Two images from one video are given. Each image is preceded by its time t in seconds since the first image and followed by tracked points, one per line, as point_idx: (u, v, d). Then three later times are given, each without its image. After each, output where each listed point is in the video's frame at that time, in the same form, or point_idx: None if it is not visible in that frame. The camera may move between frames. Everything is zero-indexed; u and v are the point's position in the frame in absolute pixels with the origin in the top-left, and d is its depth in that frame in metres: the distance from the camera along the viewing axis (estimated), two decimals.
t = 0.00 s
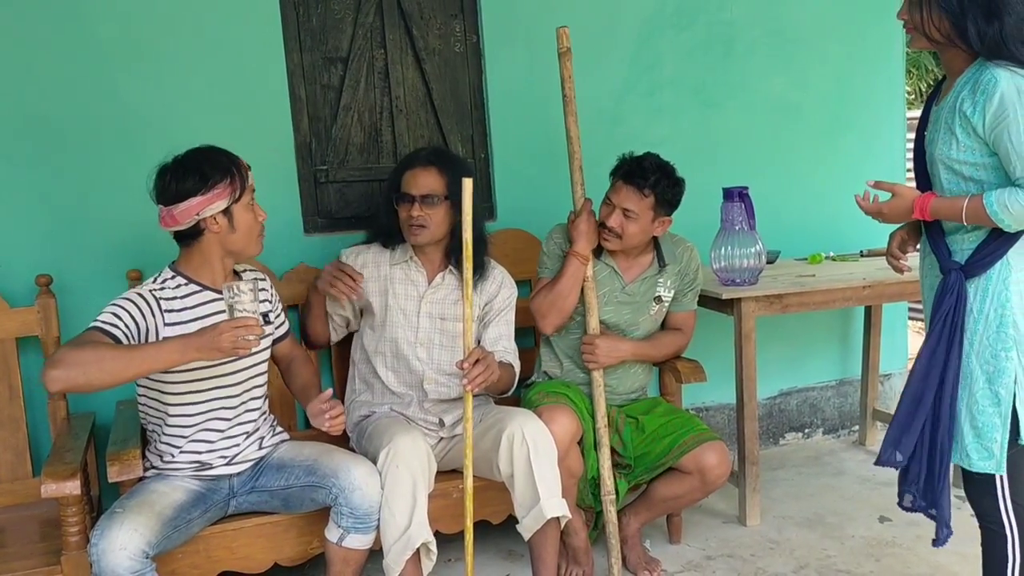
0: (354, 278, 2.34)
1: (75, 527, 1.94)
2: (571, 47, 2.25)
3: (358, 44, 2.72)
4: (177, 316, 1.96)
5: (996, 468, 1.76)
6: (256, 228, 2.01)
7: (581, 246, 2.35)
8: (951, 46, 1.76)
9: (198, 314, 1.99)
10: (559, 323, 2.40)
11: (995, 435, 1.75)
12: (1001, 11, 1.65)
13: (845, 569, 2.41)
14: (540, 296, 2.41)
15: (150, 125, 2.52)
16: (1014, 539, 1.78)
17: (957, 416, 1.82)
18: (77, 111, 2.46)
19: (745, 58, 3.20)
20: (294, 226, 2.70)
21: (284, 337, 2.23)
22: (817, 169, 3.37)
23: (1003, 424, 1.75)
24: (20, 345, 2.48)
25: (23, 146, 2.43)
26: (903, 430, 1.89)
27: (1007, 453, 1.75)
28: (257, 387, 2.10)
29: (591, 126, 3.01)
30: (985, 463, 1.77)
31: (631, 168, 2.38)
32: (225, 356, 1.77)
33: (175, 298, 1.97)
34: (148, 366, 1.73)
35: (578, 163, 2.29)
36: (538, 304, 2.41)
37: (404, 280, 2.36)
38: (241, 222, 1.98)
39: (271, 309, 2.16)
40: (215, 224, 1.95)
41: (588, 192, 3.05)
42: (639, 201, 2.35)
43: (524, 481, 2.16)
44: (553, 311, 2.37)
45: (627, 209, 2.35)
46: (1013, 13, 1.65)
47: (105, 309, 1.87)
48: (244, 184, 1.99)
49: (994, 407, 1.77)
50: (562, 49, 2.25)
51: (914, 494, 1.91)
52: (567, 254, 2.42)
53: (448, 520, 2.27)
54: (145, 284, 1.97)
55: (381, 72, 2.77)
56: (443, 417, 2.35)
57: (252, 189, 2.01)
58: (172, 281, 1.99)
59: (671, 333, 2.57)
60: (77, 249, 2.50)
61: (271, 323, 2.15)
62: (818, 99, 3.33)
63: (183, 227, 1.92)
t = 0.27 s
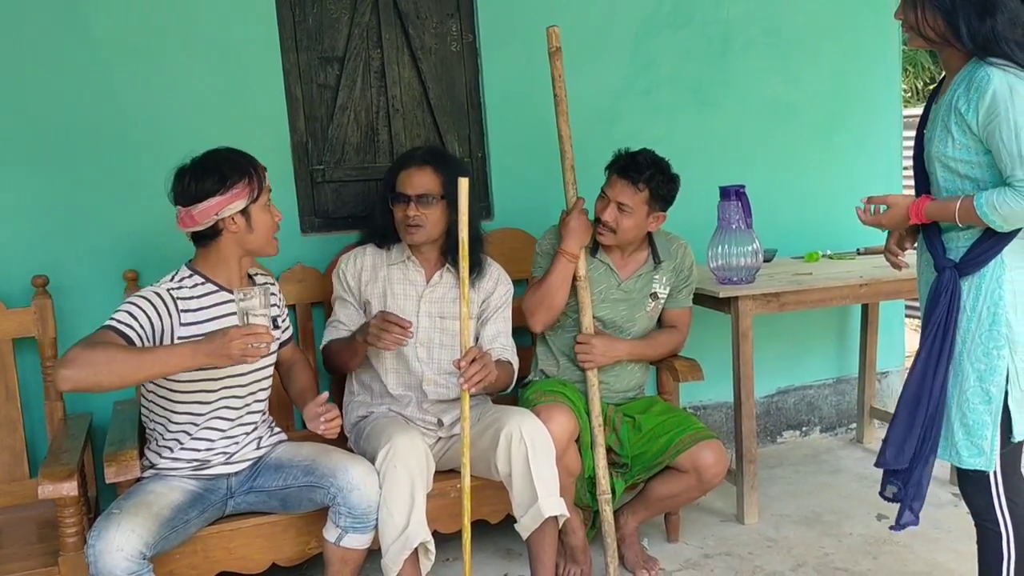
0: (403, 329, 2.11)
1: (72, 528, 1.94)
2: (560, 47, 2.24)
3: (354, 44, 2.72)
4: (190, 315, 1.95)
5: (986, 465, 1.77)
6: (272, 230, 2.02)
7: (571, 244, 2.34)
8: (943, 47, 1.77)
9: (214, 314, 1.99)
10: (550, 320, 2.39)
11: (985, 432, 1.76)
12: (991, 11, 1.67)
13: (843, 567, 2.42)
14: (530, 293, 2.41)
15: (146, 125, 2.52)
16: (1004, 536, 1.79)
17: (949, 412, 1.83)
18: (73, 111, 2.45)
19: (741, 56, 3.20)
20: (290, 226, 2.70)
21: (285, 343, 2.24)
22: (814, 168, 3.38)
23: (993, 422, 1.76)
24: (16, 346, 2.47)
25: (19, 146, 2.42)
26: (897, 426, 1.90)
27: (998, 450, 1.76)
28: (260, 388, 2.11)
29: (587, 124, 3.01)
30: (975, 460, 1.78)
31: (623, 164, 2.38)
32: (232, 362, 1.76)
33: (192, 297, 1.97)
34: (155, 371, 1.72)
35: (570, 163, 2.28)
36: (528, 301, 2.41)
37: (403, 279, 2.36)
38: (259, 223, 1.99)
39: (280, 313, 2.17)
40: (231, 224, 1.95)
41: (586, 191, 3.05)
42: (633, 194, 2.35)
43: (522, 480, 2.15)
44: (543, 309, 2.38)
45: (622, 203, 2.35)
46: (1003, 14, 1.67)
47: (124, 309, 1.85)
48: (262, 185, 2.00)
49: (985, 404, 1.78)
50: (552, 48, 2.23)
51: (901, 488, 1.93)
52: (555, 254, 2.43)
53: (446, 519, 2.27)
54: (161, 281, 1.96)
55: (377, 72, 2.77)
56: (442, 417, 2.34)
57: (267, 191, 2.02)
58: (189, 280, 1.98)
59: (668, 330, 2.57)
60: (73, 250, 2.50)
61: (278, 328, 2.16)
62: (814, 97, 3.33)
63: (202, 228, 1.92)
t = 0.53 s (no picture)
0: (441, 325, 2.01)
1: (72, 529, 1.94)
2: (564, 50, 2.22)
3: (352, 44, 2.72)
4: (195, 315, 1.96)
5: (983, 463, 1.77)
6: (278, 233, 2.02)
7: (567, 242, 2.31)
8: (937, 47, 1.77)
9: (220, 315, 1.99)
10: (541, 317, 2.40)
11: (981, 430, 1.76)
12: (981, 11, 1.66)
13: (842, 566, 2.42)
14: (524, 290, 2.42)
15: (144, 126, 2.52)
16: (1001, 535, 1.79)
17: (944, 411, 1.83)
18: (72, 112, 2.45)
19: (739, 56, 3.20)
20: (289, 227, 2.70)
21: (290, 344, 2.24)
22: (813, 167, 3.38)
23: (988, 420, 1.76)
24: (15, 347, 2.47)
25: (17, 147, 2.42)
26: (895, 425, 1.89)
27: (994, 448, 1.76)
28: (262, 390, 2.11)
29: (586, 124, 3.01)
30: (972, 458, 1.78)
31: (619, 164, 2.38)
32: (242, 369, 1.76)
33: (197, 298, 1.97)
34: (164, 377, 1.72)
35: (570, 166, 2.25)
36: (522, 298, 2.42)
37: (405, 283, 2.35)
38: (264, 225, 1.99)
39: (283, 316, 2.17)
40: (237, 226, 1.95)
41: (585, 190, 3.05)
42: (629, 194, 2.35)
43: (521, 481, 2.15)
44: (536, 306, 2.38)
45: (618, 203, 2.35)
46: (993, 13, 1.66)
47: (132, 310, 1.85)
48: (269, 188, 1.99)
49: (980, 402, 1.77)
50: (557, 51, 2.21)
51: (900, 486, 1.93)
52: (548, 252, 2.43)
53: (445, 519, 2.27)
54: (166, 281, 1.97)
55: (376, 72, 2.77)
56: (442, 419, 2.34)
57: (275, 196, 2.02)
58: (194, 280, 1.98)
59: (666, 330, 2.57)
60: (72, 251, 2.50)
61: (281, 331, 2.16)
62: (813, 97, 3.33)
63: (208, 228, 1.92)
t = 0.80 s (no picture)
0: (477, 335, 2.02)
1: (72, 532, 1.94)
2: (566, 52, 2.22)
3: (352, 46, 2.72)
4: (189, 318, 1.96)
5: (976, 464, 1.77)
6: (268, 232, 2.02)
7: (563, 246, 2.32)
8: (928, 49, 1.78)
9: (214, 317, 1.99)
10: (541, 323, 2.41)
11: (974, 432, 1.77)
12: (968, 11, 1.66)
13: (843, 568, 2.42)
14: (524, 295, 2.42)
15: (144, 128, 2.52)
16: (999, 537, 1.78)
17: (939, 412, 1.84)
18: (71, 114, 2.45)
19: (738, 57, 3.20)
20: (289, 229, 2.70)
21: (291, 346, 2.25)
22: (813, 168, 3.38)
23: (981, 421, 1.76)
24: (15, 350, 2.47)
25: (17, 150, 2.42)
26: (892, 426, 1.90)
27: (988, 449, 1.76)
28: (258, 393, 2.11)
29: (585, 126, 3.01)
30: (965, 460, 1.78)
31: (618, 169, 2.37)
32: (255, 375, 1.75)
33: (190, 300, 1.97)
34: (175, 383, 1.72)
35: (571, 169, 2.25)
36: (521, 303, 2.42)
37: (409, 287, 2.34)
38: (252, 224, 1.98)
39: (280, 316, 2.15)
40: (223, 224, 1.95)
41: (585, 192, 3.05)
42: (627, 200, 2.35)
43: (519, 483, 2.15)
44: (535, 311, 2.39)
45: (616, 208, 2.36)
46: (979, 15, 1.66)
47: (127, 314, 1.86)
48: (257, 187, 1.99)
49: (973, 404, 1.78)
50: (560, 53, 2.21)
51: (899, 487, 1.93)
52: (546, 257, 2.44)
53: (446, 521, 2.28)
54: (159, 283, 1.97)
55: (376, 74, 2.77)
56: (444, 421, 2.36)
57: (263, 194, 2.01)
58: (187, 283, 1.99)
59: (665, 332, 2.57)
60: (72, 253, 2.50)
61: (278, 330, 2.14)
62: (812, 98, 3.33)
63: (196, 227, 1.93)
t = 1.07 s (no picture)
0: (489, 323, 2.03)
1: (69, 531, 1.94)
2: (561, 51, 2.23)
3: (350, 46, 2.72)
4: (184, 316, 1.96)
5: (965, 465, 1.79)
6: (259, 229, 2.00)
7: (562, 249, 2.32)
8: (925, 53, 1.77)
9: (209, 314, 2.00)
10: (542, 326, 2.42)
11: (963, 432, 1.78)
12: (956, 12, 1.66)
13: (840, 568, 2.42)
14: (524, 298, 2.42)
15: (142, 127, 2.52)
16: (994, 537, 1.79)
17: (935, 412, 1.84)
18: (68, 113, 2.45)
19: (736, 58, 3.20)
20: (287, 229, 2.70)
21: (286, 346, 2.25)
22: (810, 169, 3.38)
23: (972, 422, 1.77)
24: (12, 349, 2.47)
25: (14, 149, 2.42)
26: (893, 428, 1.90)
27: (978, 449, 1.77)
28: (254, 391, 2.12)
29: (583, 126, 3.01)
30: (955, 460, 1.80)
31: (619, 175, 2.37)
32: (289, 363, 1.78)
33: (186, 297, 1.97)
34: (206, 373, 1.74)
35: (567, 168, 2.25)
36: (522, 307, 2.43)
37: (411, 288, 2.34)
38: (241, 221, 1.97)
39: (274, 315, 2.14)
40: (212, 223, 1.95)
41: (583, 192, 3.05)
42: (630, 210, 2.35)
43: (518, 482, 2.15)
44: (536, 314, 2.40)
45: (618, 218, 2.36)
46: (968, 15, 1.66)
47: (132, 308, 1.86)
48: (247, 184, 1.97)
49: (965, 404, 1.78)
50: (554, 52, 2.21)
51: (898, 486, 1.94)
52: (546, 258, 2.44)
53: (444, 521, 2.28)
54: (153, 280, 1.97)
55: (374, 74, 2.77)
56: (448, 422, 2.35)
57: (253, 192, 2.00)
58: (179, 280, 1.98)
59: (663, 333, 2.57)
60: (69, 252, 2.49)
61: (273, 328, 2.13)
62: (810, 99, 3.33)
63: (187, 224, 1.93)
